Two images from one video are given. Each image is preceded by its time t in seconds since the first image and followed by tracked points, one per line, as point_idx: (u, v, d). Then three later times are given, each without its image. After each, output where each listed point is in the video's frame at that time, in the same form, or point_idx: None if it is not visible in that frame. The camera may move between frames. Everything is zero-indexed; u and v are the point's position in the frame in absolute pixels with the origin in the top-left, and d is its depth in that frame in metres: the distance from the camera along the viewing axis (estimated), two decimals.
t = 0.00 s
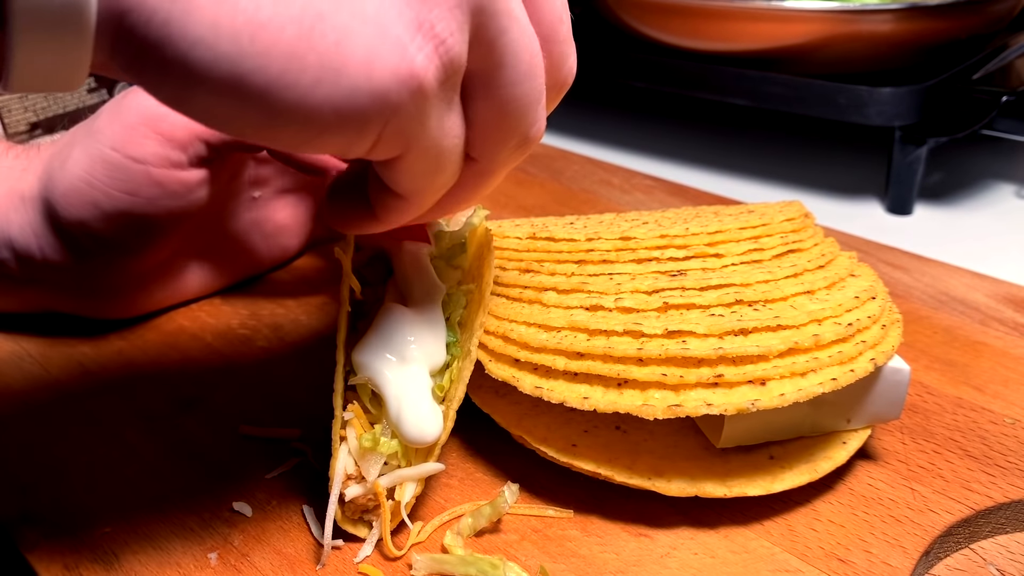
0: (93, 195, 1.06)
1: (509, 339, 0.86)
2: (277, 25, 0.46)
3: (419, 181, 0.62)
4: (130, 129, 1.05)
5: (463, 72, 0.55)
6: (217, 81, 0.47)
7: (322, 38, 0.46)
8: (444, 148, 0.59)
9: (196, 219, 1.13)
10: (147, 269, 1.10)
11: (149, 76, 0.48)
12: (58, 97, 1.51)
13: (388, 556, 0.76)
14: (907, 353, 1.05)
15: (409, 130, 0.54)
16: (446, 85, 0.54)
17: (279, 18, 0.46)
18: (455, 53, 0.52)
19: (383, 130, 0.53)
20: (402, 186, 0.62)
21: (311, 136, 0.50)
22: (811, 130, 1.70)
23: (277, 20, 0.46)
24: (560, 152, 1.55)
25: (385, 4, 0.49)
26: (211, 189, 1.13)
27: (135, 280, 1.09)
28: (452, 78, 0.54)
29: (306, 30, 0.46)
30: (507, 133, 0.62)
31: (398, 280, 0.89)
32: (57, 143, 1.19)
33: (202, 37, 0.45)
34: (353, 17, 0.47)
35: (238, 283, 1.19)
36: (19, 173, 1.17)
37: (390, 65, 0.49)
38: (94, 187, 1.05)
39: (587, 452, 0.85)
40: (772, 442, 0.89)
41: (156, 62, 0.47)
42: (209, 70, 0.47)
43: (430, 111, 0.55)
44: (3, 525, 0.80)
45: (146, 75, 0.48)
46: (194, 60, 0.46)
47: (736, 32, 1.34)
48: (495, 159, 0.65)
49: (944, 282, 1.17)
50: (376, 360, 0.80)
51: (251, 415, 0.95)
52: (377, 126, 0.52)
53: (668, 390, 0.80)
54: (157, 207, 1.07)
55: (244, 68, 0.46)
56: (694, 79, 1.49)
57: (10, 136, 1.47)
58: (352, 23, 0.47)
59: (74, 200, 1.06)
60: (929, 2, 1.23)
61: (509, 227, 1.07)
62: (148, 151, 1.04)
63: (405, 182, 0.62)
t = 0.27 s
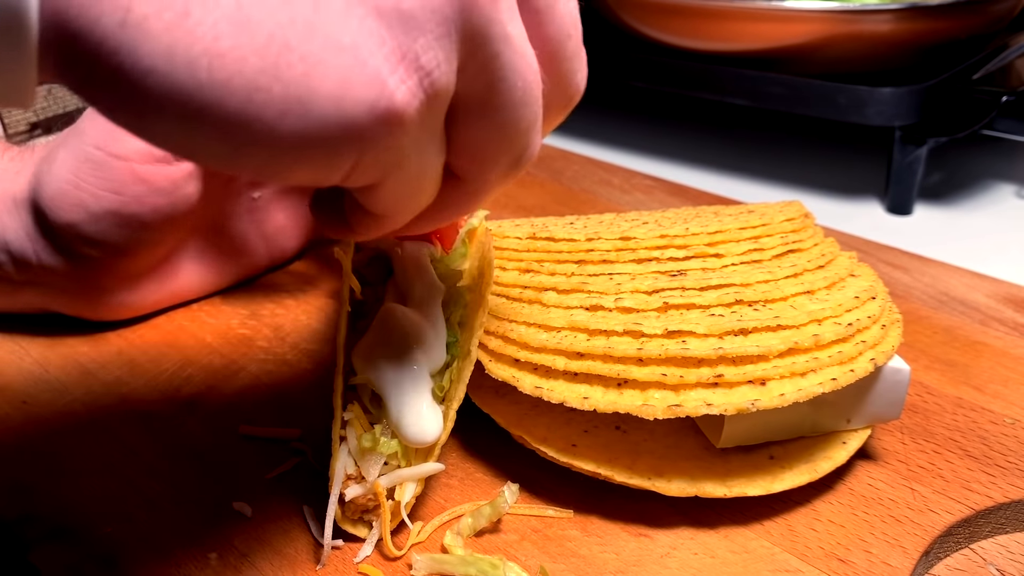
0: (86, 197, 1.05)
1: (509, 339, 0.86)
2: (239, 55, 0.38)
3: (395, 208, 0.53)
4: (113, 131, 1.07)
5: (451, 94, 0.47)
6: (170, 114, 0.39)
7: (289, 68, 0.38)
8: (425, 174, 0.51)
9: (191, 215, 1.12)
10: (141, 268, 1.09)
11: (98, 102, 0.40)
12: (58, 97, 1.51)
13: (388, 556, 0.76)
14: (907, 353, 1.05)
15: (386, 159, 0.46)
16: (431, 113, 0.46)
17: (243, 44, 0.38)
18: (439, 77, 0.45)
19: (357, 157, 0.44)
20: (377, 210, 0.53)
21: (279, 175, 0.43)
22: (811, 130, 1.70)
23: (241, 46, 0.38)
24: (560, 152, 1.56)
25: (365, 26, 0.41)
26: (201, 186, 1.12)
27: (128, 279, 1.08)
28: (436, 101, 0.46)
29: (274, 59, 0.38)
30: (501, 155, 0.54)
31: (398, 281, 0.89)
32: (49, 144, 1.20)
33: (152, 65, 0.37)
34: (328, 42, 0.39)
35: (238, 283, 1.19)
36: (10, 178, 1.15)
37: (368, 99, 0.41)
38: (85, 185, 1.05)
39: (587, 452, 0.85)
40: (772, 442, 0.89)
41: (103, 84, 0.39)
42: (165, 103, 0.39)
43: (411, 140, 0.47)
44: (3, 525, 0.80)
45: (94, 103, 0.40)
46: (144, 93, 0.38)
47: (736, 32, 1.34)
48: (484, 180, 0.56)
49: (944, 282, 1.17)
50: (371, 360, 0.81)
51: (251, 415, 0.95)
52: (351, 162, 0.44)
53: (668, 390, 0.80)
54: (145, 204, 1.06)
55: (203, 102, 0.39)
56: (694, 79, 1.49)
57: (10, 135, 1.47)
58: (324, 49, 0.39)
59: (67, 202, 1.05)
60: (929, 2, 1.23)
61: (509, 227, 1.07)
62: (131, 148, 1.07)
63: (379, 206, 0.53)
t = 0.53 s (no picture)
0: (47, 218, 0.95)
1: (509, 339, 0.86)
2: (198, 101, 0.35)
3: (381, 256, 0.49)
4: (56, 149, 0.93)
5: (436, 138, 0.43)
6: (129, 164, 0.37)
7: (253, 116, 0.35)
8: (414, 222, 0.47)
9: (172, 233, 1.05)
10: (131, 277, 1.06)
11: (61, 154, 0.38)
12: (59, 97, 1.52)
13: (388, 556, 0.76)
14: (907, 353, 1.05)
15: (367, 208, 0.43)
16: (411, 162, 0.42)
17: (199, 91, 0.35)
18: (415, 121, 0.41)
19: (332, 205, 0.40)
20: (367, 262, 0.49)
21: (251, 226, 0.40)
22: (812, 130, 1.70)
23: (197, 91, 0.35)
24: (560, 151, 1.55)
25: (338, 68, 0.37)
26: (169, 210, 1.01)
27: (118, 291, 1.06)
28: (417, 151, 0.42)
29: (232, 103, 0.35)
30: (499, 195, 0.50)
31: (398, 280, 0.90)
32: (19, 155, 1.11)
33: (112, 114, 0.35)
34: (295, 86, 0.36)
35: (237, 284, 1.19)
36: None
37: (339, 146, 0.37)
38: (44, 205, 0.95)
39: (587, 452, 0.85)
40: (772, 442, 0.89)
41: (61, 131, 0.37)
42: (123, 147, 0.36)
43: (392, 187, 0.43)
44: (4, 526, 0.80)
45: (48, 146, 0.39)
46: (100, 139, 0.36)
47: (736, 32, 1.34)
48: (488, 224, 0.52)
49: (944, 282, 1.17)
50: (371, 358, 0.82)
51: (251, 415, 0.95)
52: (327, 208, 0.40)
53: (668, 390, 0.80)
54: (110, 227, 0.98)
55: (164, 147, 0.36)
56: (694, 79, 1.48)
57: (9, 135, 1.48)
58: (290, 94, 0.36)
59: (27, 224, 0.97)
60: (929, 2, 1.23)
61: (508, 227, 1.07)
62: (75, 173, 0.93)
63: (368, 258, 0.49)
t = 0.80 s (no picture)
0: (47, 220, 0.97)
1: (509, 339, 0.86)
2: (201, 146, 0.38)
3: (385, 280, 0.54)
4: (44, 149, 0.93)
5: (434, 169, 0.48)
6: (134, 205, 0.39)
7: (257, 159, 0.39)
8: (413, 249, 0.52)
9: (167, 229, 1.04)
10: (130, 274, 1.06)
11: (59, 192, 0.39)
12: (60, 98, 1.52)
13: (388, 556, 0.76)
14: (907, 353, 1.05)
15: (369, 242, 0.47)
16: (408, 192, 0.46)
17: (204, 135, 0.38)
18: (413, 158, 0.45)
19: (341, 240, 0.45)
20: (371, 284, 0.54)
21: (253, 258, 0.43)
22: (811, 130, 1.70)
23: (201, 136, 0.38)
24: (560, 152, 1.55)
25: (338, 111, 0.41)
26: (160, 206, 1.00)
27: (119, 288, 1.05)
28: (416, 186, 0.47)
29: (237, 146, 0.38)
30: (492, 216, 0.55)
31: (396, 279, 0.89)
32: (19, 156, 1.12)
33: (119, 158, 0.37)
34: (298, 130, 0.39)
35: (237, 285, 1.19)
36: None
37: (341, 184, 0.41)
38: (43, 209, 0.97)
39: (587, 452, 0.85)
40: (772, 442, 0.89)
41: (60, 172, 0.39)
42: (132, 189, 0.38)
43: (394, 220, 0.47)
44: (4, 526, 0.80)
45: (48, 189, 0.40)
46: (103, 183, 0.38)
47: (737, 32, 1.34)
48: (484, 244, 0.57)
49: (944, 282, 1.17)
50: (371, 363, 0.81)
51: (251, 415, 0.95)
52: (329, 242, 0.44)
53: (668, 390, 0.80)
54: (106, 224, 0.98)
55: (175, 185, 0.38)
56: (694, 80, 1.48)
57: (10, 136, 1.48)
58: (294, 137, 0.39)
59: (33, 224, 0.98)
60: (929, 1, 1.23)
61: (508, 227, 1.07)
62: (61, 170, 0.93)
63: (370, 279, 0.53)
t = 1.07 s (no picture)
0: (39, 220, 0.96)
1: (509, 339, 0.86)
2: (199, 146, 0.38)
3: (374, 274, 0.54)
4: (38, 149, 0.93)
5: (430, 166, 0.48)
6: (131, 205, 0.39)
7: (255, 158, 0.39)
8: (407, 240, 0.52)
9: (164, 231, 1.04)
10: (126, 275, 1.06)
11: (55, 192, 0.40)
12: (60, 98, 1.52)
13: (388, 556, 0.76)
14: (907, 353, 1.05)
15: (364, 236, 0.47)
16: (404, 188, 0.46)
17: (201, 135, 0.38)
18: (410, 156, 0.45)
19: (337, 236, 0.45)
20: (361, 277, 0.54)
21: (252, 256, 0.43)
22: (811, 130, 1.70)
23: (198, 136, 0.38)
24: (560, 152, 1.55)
25: (336, 110, 0.41)
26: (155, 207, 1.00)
27: (113, 289, 1.05)
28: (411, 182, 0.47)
29: (235, 146, 0.38)
30: (483, 210, 0.54)
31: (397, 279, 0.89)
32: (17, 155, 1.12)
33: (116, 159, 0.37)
34: (295, 130, 0.39)
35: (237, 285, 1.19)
36: None
37: (340, 181, 0.41)
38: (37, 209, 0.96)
39: (587, 452, 0.85)
40: (772, 441, 0.89)
41: (58, 172, 0.39)
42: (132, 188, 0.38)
43: (389, 216, 0.47)
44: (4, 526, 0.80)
45: (45, 188, 0.40)
46: (100, 183, 0.38)
47: (737, 32, 1.34)
48: (473, 238, 0.57)
49: (944, 282, 1.17)
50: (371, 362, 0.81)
51: (252, 415, 0.95)
52: (326, 239, 0.44)
53: (668, 390, 0.80)
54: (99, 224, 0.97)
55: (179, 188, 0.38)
56: (694, 80, 1.48)
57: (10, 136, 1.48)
58: (293, 137, 0.39)
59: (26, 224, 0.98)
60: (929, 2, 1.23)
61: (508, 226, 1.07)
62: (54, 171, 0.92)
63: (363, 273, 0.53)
